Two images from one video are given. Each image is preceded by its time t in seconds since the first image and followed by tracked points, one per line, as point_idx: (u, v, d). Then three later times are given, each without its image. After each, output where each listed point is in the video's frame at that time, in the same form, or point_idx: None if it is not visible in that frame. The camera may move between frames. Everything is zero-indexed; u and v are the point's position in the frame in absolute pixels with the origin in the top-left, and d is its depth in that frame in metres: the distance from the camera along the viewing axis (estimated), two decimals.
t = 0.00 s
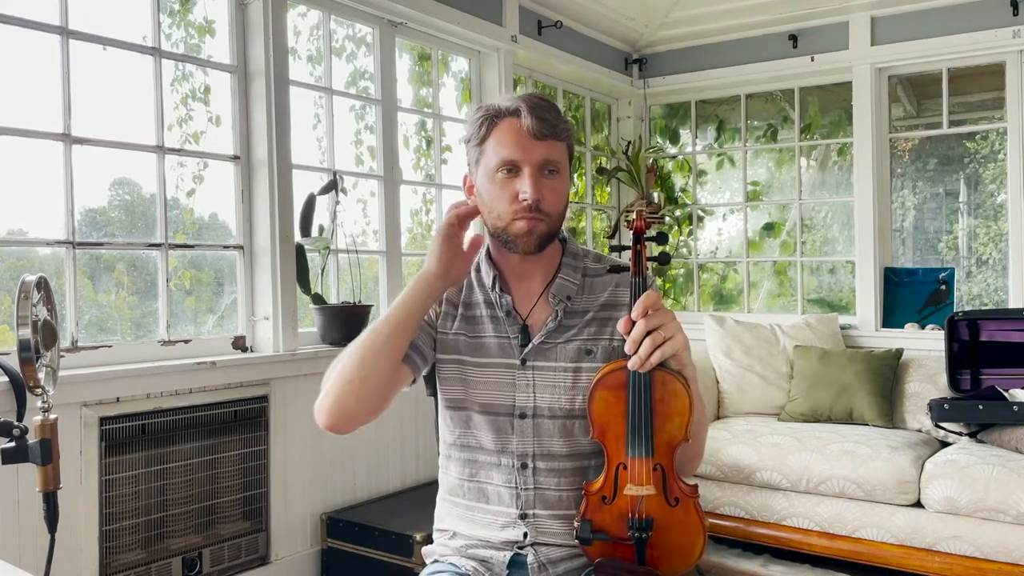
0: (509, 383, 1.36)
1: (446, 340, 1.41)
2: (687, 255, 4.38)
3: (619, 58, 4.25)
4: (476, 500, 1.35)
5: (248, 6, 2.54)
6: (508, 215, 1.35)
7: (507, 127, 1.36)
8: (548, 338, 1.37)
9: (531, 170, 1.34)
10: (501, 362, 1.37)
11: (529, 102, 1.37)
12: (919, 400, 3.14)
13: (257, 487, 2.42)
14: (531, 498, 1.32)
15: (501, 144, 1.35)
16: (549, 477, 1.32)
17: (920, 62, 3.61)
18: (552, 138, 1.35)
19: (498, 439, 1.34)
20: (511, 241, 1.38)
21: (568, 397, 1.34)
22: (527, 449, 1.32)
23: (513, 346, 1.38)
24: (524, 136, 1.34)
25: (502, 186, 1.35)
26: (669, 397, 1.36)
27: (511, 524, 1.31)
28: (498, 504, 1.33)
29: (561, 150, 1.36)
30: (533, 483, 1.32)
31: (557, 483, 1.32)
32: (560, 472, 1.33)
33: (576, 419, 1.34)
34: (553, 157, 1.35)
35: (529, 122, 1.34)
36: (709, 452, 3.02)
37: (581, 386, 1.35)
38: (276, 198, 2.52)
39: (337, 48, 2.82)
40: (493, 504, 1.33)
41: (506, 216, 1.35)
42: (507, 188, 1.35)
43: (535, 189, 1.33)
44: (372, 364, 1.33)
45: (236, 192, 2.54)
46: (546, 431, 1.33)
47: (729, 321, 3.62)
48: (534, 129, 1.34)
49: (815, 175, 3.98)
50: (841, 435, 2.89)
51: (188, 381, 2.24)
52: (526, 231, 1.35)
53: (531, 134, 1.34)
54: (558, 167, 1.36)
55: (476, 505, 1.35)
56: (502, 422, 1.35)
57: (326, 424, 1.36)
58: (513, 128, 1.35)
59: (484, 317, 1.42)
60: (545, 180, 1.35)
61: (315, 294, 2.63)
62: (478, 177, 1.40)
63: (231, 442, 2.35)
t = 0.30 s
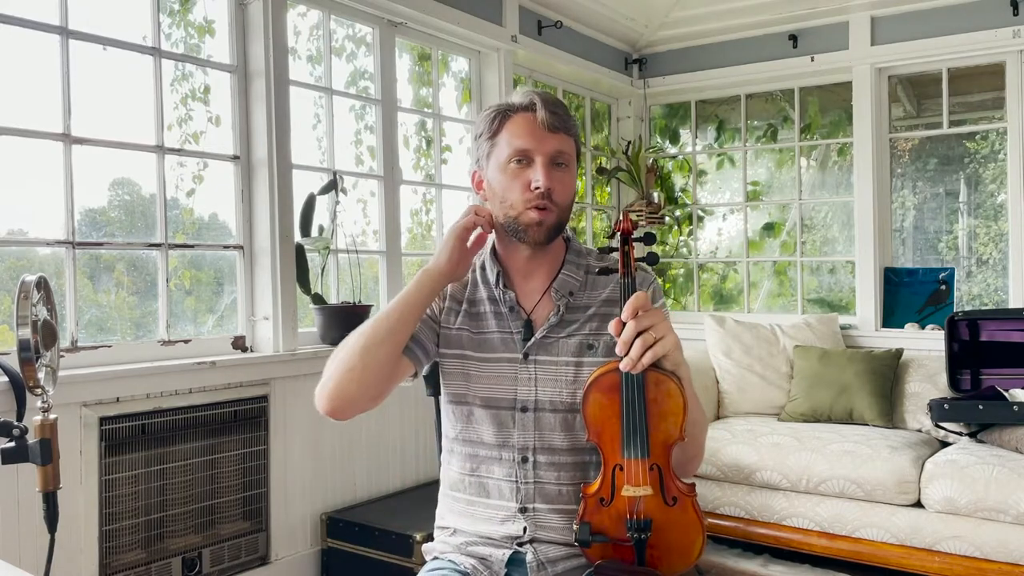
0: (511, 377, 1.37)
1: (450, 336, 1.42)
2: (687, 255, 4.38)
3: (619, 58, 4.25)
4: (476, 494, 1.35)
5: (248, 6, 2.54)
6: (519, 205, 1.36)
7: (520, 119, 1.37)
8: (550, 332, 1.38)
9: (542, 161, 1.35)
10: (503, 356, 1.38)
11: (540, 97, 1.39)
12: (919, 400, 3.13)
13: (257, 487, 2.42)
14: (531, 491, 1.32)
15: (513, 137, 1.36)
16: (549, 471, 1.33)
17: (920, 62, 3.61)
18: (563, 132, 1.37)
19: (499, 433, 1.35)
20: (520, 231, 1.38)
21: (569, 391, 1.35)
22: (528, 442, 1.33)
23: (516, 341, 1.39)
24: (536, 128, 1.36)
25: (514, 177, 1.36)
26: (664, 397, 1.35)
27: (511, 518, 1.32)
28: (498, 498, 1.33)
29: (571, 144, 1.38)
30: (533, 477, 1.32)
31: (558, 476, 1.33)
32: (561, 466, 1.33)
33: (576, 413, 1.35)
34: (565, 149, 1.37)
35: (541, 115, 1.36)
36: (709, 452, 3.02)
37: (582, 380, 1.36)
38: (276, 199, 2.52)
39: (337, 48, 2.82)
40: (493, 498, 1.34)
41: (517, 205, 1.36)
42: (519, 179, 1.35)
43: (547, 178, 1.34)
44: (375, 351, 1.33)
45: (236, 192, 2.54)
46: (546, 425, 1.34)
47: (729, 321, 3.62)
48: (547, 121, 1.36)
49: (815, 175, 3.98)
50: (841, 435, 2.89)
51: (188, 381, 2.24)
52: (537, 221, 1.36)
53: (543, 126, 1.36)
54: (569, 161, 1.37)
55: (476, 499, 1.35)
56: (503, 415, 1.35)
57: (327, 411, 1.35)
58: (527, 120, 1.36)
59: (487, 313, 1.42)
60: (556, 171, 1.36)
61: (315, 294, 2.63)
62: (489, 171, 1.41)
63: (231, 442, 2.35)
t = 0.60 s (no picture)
0: (512, 372, 1.37)
1: (453, 334, 1.42)
2: (687, 255, 4.38)
3: (619, 58, 4.25)
4: (476, 490, 1.36)
5: (247, 6, 2.54)
6: (521, 199, 1.36)
7: (524, 116, 1.38)
8: (553, 328, 1.38)
9: (545, 157, 1.36)
10: (505, 352, 1.38)
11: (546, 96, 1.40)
12: (919, 400, 3.13)
13: (257, 487, 2.42)
14: (531, 486, 1.32)
15: (518, 132, 1.38)
16: (550, 466, 1.33)
17: (920, 61, 3.61)
18: (568, 129, 1.38)
19: (500, 428, 1.35)
20: (522, 226, 1.38)
21: (571, 386, 1.35)
22: (529, 437, 1.33)
23: (519, 337, 1.39)
24: (541, 125, 1.37)
25: (517, 172, 1.37)
26: (668, 396, 1.33)
27: (511, 513, 1.32)
28: (498, 493, 1.34)
29: (575, 142, 1.39)
30: (533, 473, 1.33)
31: (558, 472, 1.33)
32: (562, 462, 1.33)
33: (577, 409, 1.35)
34: (568, 147, 1.38)
35: (547, 113, 1.37)
36: (709, 452, 3.02)
37: (583, 376, 1.36)
38: (276, 199, 2.52)
39: (337, 48, 2.82)
40: (493, 494, 1.34)
41: (518, 199, 1.36)
42: (521, 174, 1.36)
43: (550, 173, 1.35)
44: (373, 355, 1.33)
45: (236, 192, 2.54)
46: (548, 420, 1.34)
47: (729, 321, 3.62)
48: (551, 118, 1.37)
49: (815, 175, 3.98)
50: (841, 435, 2.89)
51: (188, 381, 2.24)
52: (538, 215, 1.36)
53: (547, 124, 1.37)
54: (572, 158, 1.38)
55: (477, 495, 1.36)
56: (504, 411, 1.36)
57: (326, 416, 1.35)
58: (531, 117, 1.38)
59: (491, 311, 1.43)
60: (559, 167, 1.36)
61: (315, 295, 2.63)
62: (494, 167, 1.42)
63: (231, 442, 2.35)
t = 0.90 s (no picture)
0: (516, 375, 1.37)
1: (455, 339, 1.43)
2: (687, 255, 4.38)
3: (618, 58, 4.25)
4: (479, 491, 1.36)
5: (248, 6, 2.54)
6: (521, 194, 1.36)
7: (530, 115, 1.40)
8: (558, 331, 1.38)
9: (548, 153, 1.37)
10: (508, 355, 1.39)
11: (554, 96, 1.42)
12: (919, 400, 3.13)
13: (257, 487, 2.42)
14: (533, 489, 1.32)
15: (522, 130, 1.39)
16: (552, 469, 1.33)
17: (920, 62, 3.61)
18: (574, 128, 1.39)
19: (506, 431, 1.35)
20: (522, 222, 1.38)
21: (575, 388, 1.35)
22: (533, 439, 1.33)
23: (522, 339, 1.39)
24: (545, 123, 1.38)
25: (519, 168, 1.38)
26: (684, 397, 1.35)
27: (512, 515, 1.32)
28: (500, 495, 1.34)
29: (580, 141, 1.39)
30: (536, 475, 1.32)
31: (560, 474, 1.32)
32: (564, 464, 1.33)
33: (582, 411, 1.34)
34: (572, 144, 1.38)
35: (552, 111, 1.39)
36: (709, 452, 3.02)
37: (588, 378, 1.35)
38: (276, 199, 2.52)
39: (337, 48, 2.82)
40: (495, 495, 1.34)
41: (519, 194, 1.37)
42: (524, 170, 1.37)
43: (552, 169, 1.36)
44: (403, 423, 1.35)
45: (236, 192, 2.54)
46: (552, 422, 1.34)
47: (729, 321, 3.62)
48: (556, 116, 1.38)
49: (815, 175, 3.98)
50: (842, 435, 2.89)
51: (188, 381, 2.24)
52: (538, 211, 1.36)
53: (552, 121, 1.38)
54: (576, 155, 1.38)
55: (479, 497, 1.36)
56: (509, 414, 1.36)
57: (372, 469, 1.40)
58: (536, 115, 1.39)
59: (494, 313, 1.43)
60: (562, 165, 1.37)
61: (315, 295, 2.63)
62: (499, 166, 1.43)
63: (231, 442, 2.35)
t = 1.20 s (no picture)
0: (514, 377, 1.36)
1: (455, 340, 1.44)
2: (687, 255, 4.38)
3: (619, 58, 4.25)
4: (479, 493, 1.37)
5: (248, 6, 2.54)
6: (512, 195, 1.37)
7: (518, 115, 1.41)
8: (557, 332, 1.38)
9: (536, 152, 1.37)
10: (506, 357, 1.39)
11: (543, 93, 1.42)
12: (919, 400, 3.13)
13: (257, 487, 2.42)
14: (532, 491, 1.32)
15: (512, 131, 1.40)
16: (552, 471, 1.33)
17: (920, 62, 3.61)
18: (562, 125, 1.39)
19: (504, 433, 1.35)
20: (515, 224, 1.38)
21: (574, 390, 1.35)
22: (531, 442, 1.33)
23: (521, 340, 1.39)
24: (533, 122, 1.39)
25: (510, 169, 1.38)
26: (690, 401, 1.34)
27: (511, 517, 1.32)
28: (500, 497, 1.34)
29: (569, 137, 1.39)
30: (534, 477, 1.33)
31: (559, 477, 1.33)
32: (563, 466, 1.33)
33: (581, 413, 1.34)
34: (561, 141, 1.38)
35: (539, 110, 1.39)
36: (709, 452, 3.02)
37: (587, 380, 1.35)
38: (276, 199, 2.52)
39: (337, 48, 2.82)
40: (494, 497, 1.35)
41: (511, 195, 1.37)
42: (514, 171, 1.37)
43: (540, 167, 1.36)
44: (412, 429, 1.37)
45: (236, 193, 2.54)
46: (551, 424, 1.34)
47: (729, 321, 3.62)
48: (543, 114, 1.38)
49: (815, 175, 3.98)
50: (842, 435, 2.89)
51: (188, 381, 2.24)
52: (529, 211, 1.35)
53: (540, 119, 1.38)
54: (565, 153, 1.38)
55: (479, 498, 1.37)
56: (507, 417, 1.36)
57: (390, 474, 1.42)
58: (524, 115, 1.40)
59: (493, 314, 1.44)
60: (551, 163, 1.37)
61: (315, 295, 2.64)
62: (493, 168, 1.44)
63: (231, 442, 2.35)
